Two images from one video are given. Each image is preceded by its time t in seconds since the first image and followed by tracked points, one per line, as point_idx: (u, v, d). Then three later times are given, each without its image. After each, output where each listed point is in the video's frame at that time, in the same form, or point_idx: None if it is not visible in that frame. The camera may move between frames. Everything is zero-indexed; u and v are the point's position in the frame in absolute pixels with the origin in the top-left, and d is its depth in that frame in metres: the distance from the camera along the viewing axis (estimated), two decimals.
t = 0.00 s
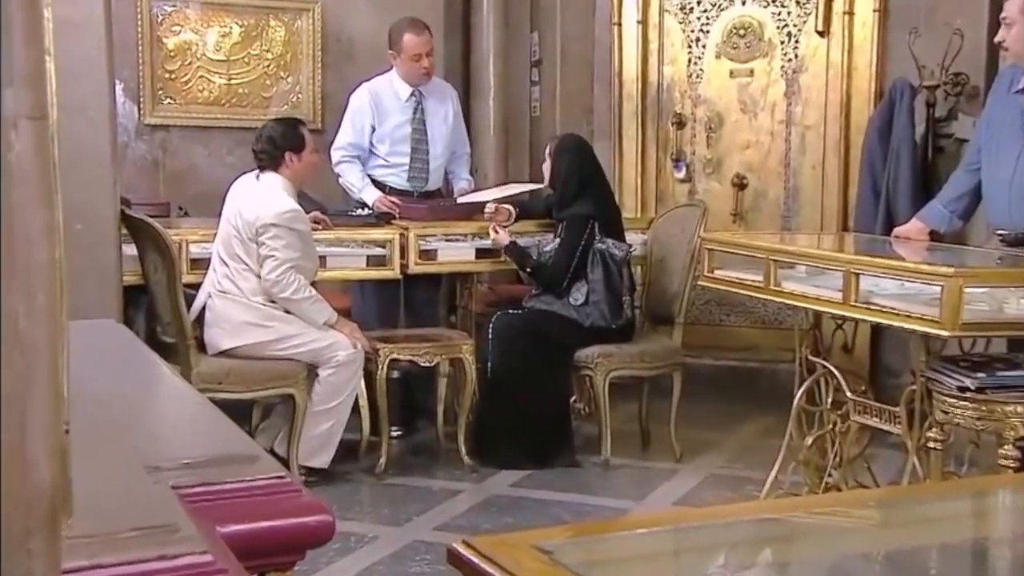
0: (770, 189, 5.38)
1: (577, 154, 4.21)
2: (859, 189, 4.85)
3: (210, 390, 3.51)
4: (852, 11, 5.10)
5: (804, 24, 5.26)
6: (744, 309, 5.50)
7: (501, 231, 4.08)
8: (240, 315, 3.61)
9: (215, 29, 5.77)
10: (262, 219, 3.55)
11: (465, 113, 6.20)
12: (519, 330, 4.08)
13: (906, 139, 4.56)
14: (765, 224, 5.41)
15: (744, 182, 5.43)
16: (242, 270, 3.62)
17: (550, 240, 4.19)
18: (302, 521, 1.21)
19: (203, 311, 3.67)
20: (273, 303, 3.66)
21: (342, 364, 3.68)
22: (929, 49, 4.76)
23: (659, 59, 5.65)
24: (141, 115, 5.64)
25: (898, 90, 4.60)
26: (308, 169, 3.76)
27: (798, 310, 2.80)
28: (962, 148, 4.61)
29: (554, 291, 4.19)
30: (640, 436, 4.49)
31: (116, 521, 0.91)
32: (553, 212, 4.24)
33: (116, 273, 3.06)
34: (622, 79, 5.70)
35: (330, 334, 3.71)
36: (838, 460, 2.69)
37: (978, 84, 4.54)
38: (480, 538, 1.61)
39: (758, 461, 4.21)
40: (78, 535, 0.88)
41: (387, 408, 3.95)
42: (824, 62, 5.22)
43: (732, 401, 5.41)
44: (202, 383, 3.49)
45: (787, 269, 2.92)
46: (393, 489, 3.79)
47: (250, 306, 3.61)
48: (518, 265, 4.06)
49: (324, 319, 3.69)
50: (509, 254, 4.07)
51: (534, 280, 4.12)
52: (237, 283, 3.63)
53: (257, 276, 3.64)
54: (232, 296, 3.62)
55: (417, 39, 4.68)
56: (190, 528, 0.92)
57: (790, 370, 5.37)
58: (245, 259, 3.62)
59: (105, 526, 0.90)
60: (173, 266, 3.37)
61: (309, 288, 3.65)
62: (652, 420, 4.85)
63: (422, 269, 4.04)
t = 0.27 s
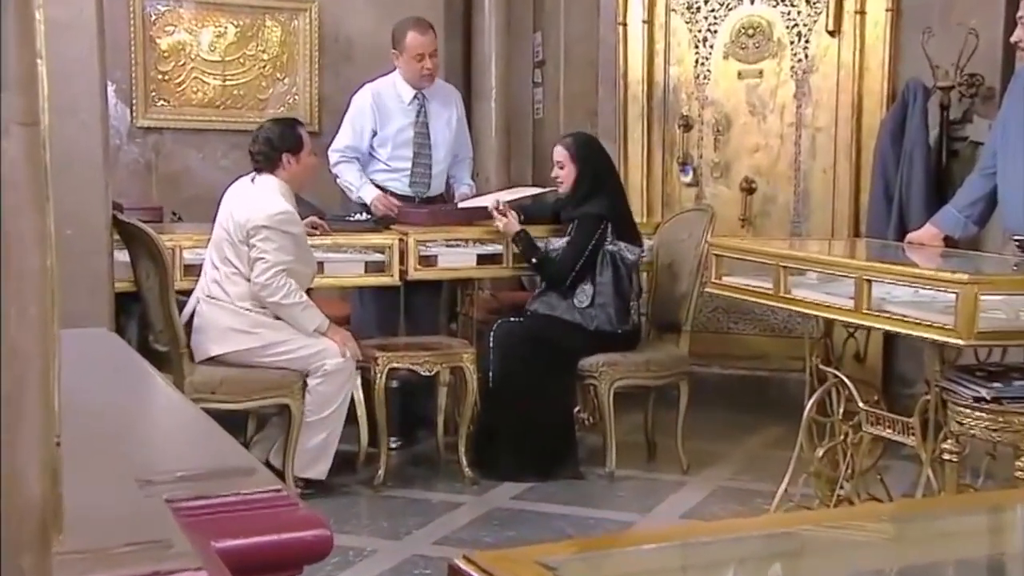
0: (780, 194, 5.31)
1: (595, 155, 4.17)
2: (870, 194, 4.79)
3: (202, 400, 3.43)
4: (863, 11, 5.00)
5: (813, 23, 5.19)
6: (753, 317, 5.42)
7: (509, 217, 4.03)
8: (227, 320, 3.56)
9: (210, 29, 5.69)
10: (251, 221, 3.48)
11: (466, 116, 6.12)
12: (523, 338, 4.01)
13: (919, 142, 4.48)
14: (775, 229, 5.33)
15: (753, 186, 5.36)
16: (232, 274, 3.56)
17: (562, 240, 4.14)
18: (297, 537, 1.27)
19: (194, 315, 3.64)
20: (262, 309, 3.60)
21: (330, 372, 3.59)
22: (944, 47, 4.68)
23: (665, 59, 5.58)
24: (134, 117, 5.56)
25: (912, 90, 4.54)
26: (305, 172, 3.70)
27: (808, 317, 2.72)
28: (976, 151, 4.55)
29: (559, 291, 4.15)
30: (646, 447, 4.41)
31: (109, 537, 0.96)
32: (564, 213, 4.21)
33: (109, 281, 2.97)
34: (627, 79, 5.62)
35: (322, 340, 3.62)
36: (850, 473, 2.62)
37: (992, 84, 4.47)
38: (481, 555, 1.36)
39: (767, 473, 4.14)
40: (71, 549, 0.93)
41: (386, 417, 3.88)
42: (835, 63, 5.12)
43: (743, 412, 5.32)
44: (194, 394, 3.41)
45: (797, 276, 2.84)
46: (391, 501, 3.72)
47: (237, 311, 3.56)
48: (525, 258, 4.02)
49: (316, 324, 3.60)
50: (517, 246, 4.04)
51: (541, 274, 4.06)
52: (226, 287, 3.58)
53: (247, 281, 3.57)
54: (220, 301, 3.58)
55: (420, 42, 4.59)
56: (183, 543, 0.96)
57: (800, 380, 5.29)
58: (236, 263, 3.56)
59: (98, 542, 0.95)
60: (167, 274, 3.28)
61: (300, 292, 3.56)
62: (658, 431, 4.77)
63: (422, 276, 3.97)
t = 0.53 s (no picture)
0: (787, 199, 5.26)
1: (609, 158, 4.11)
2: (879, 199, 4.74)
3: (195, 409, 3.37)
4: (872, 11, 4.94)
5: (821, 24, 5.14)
6: (760, 324, 5.36)
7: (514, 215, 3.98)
8: (222, 334, 3.50)
9: (204, 30, 5.63)
10: (244, 231, 3.42)
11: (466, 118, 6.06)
12: (525, 344, 3.95)
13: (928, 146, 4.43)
14: (781, 234, 5.28)
15: (759, 190, 5.32)
16: (226, 285, 3.50)
17: (572, 240, 4.09)
18: (295, 549, 1.31)
19: (188, 328, 3.57)
20: (257, 321, 3.53)
21: (327, 386, 3.54)
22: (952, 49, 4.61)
23: (669, 60, 5.52)
24: (126, 119, 5.49)
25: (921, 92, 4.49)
26: (296, 180, 3.65)
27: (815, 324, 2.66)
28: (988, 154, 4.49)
29: (568, 293, 4.10)
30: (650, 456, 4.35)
31: (100, 550, 0.96)
32: (577, 215, 4.16)
33: (99, 287, 2.93)
34: (631, 81, 5.56)
35: (319, 352, 3.56)
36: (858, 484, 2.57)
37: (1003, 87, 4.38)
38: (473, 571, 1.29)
39: (774, 484, 4.08)
40: (64, 563, 0.93)
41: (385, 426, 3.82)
42: (843, 64, 5.07)
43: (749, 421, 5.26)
44: (187, 403, 3.35)
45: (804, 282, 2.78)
46: (389, 513, 3.66)
47: (231, 324, 3.49)
48: (533, 257, 3.96)
49: (313, 336, 3.55)
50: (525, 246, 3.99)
51: (549, 273, 4.00)
52: (221, 300, 3.51)
53: (242, 292, 3.51)
54: (214, 313, 3.51)
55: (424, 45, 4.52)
56: (176, 558, 0.97)
57: (807, 388, 5.23)
58: (230, 274, 3.50)
59: (90, 555, 0.95)
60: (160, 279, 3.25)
61: (295, 303, 3.50)
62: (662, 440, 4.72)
63: (421, 281, 3.91)
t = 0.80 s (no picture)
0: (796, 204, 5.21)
1: (623, 162, 4.05)
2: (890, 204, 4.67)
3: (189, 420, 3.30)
4: (883, 11, 4.91)
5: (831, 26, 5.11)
6: (769, 333, 5.30)
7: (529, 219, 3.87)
8: (220, 347, 3.42)
9: (198, 31, 5.58)
10: (242, 241, 3.35)
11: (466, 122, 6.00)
12: (530, 353, 3.90)
13: (940, 149, 4.37)
14: (790, 239, 5.23)
15: (767, 195, 5.27)
16: (223, 297, 3.43)
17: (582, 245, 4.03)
18: (291, 569, 1.06)
19: (182, 341, 3.49)
20: (256, 333, 3.46)
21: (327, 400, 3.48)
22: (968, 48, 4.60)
23: (674, 62, 5.46)
24: (118, 123, 5.43)
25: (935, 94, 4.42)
26: (287, 186, 3.58)
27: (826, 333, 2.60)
28: (1002, 159, 4.42)
29: (575, 300, 4.02)
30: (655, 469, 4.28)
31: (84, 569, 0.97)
32: (586, 220, 4.09)
33: (89, 294, 2.85)
34: (635, 84, 5.48)
35: (318, 368, 3.50)
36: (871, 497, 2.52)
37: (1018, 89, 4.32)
38: None
39: (782, 497, 4.02)
40: None
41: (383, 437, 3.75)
42: (853, 64, 5.04)
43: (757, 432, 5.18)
44: (180, 415, 3.28)
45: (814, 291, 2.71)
46: (387, 527, 3.59)
47: (229, 337, 3.42)
48: (543, 264, 3.89)
49: (312, 351, 3.49)
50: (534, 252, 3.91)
51: (558, 279, 3.94)
52: (218, 312, 3.44)
53: (240, 304, 3.44)
54: (211, 326, 3.44)
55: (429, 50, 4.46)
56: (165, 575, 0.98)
57: (817, 400, 5.16)
58: (227, 286, 3.43)
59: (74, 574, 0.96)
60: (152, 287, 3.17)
61: (295, 316, 3.43)
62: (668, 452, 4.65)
63: (419, 289, 3.85)
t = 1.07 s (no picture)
0: (805, 211, 5.15)
1: (630, 169, 3.99)
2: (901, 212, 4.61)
3: (181, 433, 3.24)
4: (894, 14, 4.88)
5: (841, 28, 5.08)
6: (777, 345, 5.23)
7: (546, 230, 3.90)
8: (216, 358, 3.36)
9: (193, 35, 5.52)
10: (241, 251, 3.29)
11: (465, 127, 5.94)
12: (531, 369, 3.83)
13: (955, 156, 4.32)
14: (800, 248, 5.17)
15: (775, 204, 5.20)
16: (221, 307, 3.36)
17: (590, 256, 3.97)
18: None
19: (177, 352, 3.42)
20: (253, 344, 3.40)
21: (326, 414, 3.42)
22: (983, 52, 4.57)
23: (680, 67, 5.40)
24: (110, 129, 5.37)
25: (949, 98, 4.37)
26: (283, 194, 3.52)
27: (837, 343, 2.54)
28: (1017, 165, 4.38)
29: (583, 312, 3.96)
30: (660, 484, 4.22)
31: None
32: (592, 228, 4.03)
33: (81, 303, 2.78)
34: (640, 89, 5.41)
35: (317, 381, 3.44)
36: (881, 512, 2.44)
37: None
38: None
39: (791, 511, 3.96)
40: None
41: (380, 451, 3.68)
42: (864, 67, 4.99)
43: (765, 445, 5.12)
44: (172, 428, 3.22)
45: (825, 302, 2.65)
46: (386, 544, 3.53)
47: (227, 348, 3.36)
48: (555, 273, 3.85)
49: (311, 364, 3.43)
50: (546, 260, 3.88)
51: (567, 290, 3.88)
52: (214, 322, 3.37)
53: (237, 315, 3.38)
54: (208, 336, 3.37)
55: (435, 57, 4.38)
56: None
57: (826, 412, 5.10)
58: (224, 296, 3.37)
59: None
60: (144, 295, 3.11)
61: (295, 328, 3.37)
62: (673, 467, 4.58)
63: (418, 299, 3.78)
